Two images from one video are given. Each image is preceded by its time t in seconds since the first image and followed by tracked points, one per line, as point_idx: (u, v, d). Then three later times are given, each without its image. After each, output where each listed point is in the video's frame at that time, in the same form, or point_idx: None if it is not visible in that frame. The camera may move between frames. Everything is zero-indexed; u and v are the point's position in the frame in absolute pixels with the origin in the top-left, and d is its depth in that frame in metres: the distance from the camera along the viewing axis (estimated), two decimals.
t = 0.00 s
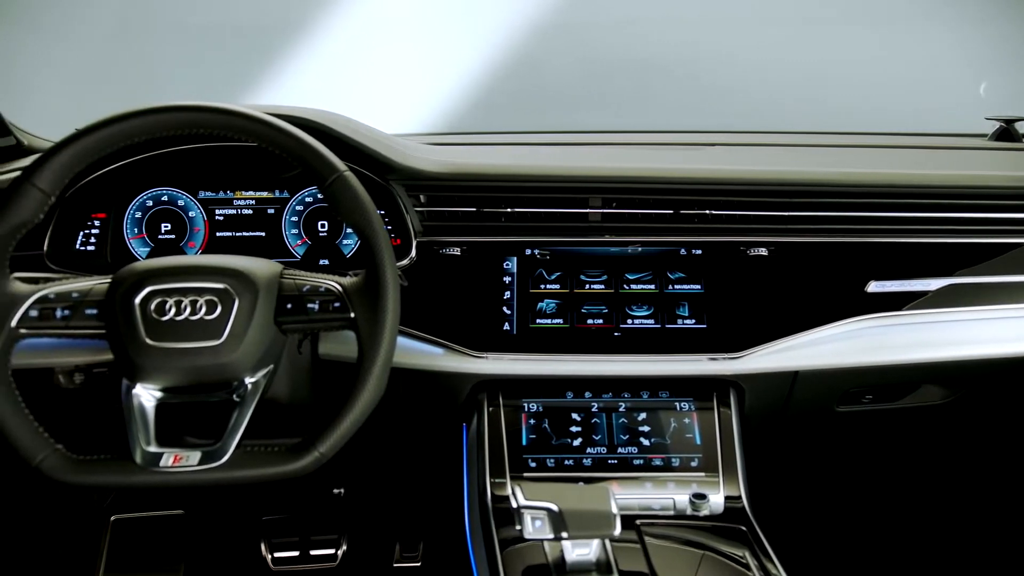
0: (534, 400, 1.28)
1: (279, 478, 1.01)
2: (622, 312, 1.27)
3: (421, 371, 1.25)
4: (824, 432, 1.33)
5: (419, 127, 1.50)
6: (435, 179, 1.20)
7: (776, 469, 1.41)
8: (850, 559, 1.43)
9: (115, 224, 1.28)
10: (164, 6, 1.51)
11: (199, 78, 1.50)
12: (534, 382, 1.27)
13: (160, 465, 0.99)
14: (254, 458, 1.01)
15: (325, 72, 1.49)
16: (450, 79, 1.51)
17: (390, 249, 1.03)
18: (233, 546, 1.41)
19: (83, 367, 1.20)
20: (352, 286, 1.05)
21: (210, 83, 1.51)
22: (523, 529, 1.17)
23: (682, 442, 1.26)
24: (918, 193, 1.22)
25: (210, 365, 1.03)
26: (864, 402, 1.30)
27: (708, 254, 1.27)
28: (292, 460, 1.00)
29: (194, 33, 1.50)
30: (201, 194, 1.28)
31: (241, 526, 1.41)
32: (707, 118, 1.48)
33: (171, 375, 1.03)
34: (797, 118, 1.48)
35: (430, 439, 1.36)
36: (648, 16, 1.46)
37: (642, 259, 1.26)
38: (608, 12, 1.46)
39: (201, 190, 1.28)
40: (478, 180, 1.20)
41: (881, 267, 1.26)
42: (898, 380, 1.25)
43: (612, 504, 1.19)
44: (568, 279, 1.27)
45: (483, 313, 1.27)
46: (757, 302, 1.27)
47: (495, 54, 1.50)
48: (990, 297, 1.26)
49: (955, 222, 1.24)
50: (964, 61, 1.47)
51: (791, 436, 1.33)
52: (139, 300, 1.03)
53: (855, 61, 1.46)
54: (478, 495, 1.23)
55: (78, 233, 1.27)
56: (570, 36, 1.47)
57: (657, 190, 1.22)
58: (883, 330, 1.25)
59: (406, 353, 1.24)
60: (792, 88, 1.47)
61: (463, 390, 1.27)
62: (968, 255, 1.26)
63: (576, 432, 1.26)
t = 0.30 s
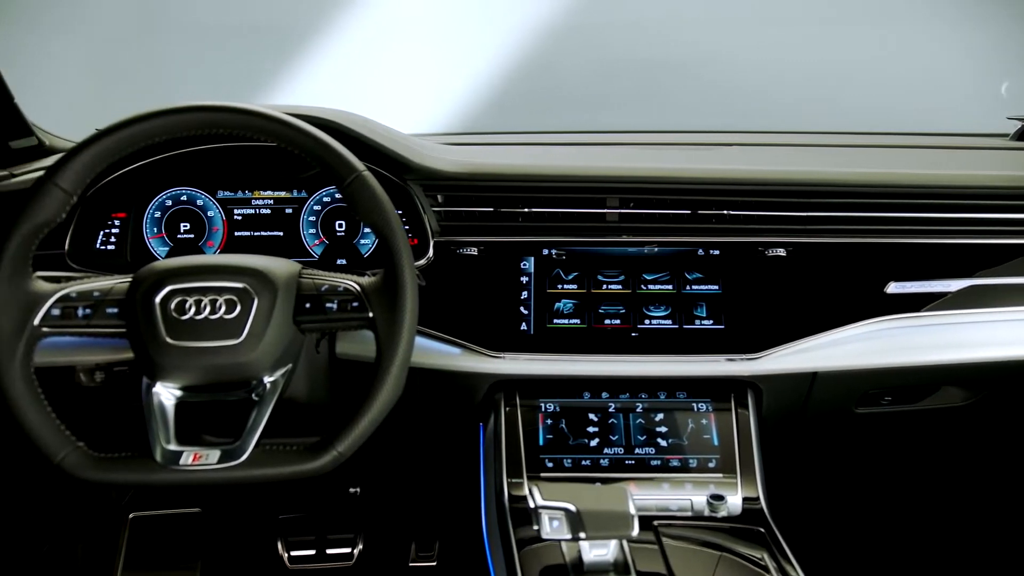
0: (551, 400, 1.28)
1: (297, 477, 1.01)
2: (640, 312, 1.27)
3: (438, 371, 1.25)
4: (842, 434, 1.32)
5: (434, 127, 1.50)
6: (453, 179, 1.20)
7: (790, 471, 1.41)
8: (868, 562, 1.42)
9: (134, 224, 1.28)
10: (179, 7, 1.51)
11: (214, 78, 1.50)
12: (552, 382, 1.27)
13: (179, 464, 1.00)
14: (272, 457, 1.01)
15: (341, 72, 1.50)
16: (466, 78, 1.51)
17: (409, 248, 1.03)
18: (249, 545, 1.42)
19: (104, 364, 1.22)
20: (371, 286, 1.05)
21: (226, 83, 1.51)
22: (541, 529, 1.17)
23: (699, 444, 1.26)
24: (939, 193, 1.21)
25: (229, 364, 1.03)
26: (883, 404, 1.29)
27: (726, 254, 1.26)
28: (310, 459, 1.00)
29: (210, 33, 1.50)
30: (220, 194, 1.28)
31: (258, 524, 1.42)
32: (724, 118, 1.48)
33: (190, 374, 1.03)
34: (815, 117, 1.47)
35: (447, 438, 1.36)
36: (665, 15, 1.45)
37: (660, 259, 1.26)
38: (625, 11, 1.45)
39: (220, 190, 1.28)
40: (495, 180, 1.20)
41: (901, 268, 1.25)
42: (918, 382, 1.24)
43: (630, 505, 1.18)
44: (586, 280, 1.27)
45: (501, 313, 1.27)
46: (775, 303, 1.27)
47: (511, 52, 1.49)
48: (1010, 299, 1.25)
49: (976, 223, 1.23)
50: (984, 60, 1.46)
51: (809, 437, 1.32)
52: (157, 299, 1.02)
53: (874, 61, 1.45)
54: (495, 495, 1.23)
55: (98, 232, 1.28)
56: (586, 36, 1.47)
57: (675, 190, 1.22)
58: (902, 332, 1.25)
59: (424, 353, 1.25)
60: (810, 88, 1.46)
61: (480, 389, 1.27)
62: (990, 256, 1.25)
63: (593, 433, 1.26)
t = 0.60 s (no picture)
0: (568, 400, 1.28)
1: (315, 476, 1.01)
2: (657, 313, 1.26)
3: (456, 371, 1.25)
4: (860, 436, 1.31)
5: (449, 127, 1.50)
6: (469, 179, 1.20)
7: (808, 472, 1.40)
8: (886, 564, 1.41)
9: (153, 224, 1.29)
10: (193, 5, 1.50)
11: (231, 78, 1.51)
12: (569, 382, 1.27)
13: (199, 463, 0.99)
14: (289, 456, 1.01)
15: (357, 72, 1.50)
16: (481, 76, 1.50)
17: (427, 248, 1.03)
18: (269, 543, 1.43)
19: (124, 363, 1.24)
20: (389, 286, 1.05)
21: (243, 83, 1.51)
22: (559, 529, 1.17)
23: (717, 444, 1.25)
24: (960, 194, 1.20)
25: (247, 362, 1.03)
26: (901, 405, 1.29)
27: (744, 255, 1.26)
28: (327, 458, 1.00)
29: (226, 33, 1.50)
30: (238, 194, 1.29)
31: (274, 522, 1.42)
32: (741, 117, 1.47)
33: (209, 373, 1.03)
34: (833, 117, 1.46)
35: (463, 438, 1.36)
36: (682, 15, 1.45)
37: (677, 259, 1.26)
38: (642, 11, 1.45)
39: (238, 189, 1.29)
40: (513, 180, 1.20)
41: (919, 269, 1.25)
42: (938, 383, 1.23)
43: (648, 505, 1.17)
44: (603, 280, 1.27)
45: (518, 313, 1.27)
46: (792, 304, 1.27)
47: (526, 52, 1.49)
48: None
49: (998, 224, 1.22)
50: (1004, 60, 1.45)
51: (827, 437, 1.31)
52: (177, 298, 1.03)
53: (892, 62, 1.45)
54: (512, 494, 1.23)
55: (118, 232, 1.29)
56: (603, 35, 1.46)
57: (693, 190, 1.21)
58: (922, 334, 1.24)
59: (441, 353, 1.25)
60: (828, 88, 1.45)
61: (497, 389, 1.27)
62: (1010, 257, 1.24)
63: (610, 433, 1.26)
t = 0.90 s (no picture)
0: (586, 400, 1.28)
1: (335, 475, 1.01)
2: (675, 313, 1.26)
3: (473, 371, 1.25)
4: (878, 438, 1.31)
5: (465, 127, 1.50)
6: (488, 179, 1.20)
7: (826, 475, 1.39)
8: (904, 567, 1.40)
9: (173, 224, 1.30)
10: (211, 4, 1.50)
11: (250, 77, 1.51)
12: (586, 382, 1.27)
13: (219, 461, 0.99)
14: (309, 455, 1.01)
15: (374, 72, 1.50)
16: (497, 76, 1.50)
17: (446, 248, 1.03)
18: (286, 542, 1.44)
19: (145, 362, 1.25)
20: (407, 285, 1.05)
21: (261, 83, 1.52)
22: (578, 530, 1.17)
23: (735, 446, 1.25)
24: (983, 195, 1.19)
25: (267, 361, 1.03)
26: (922, 407, 1.28)
27: (763, 255, 1.25)
28: (346, 458, 1.00)
29: (243, 32, 1.50)
30: (257, 194, 1.30)
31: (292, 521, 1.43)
32: (760, 117, 1.47)
33: (229, 372, 1.03)
34: (851, 118, 1.46)
35: (480, 438, 1.36)
36: (701, 14, 1.44)
37: (696, 260, 1.25)
38: (660, 10, 1.44)
39: (257, 189, 1.30)
40: (532, 180, 1.20)
41: (941, 270, 1.24)
42: (959, 386, 1.22)
43: (665, 505, 1.17)
44: (621, 280, 1.26)
45: (536, 314, 1.27)
46: (812, 305, 1.26)
47: (543, 51, 1.48)
48: None
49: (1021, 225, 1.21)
50: None
51: (846, 439, 1.31)
52: (197, 298, 1.02)
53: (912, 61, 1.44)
54: (530, 494, 1.23)
55: (138, 231, 1.30)
56: (621, 34, 1.45)
57: (712, 190, 1.21)
58: (941, 335, 1.23)
59: (459, 353, 1.25)
60: (847, 88, 1.45)
61: (514, 389, 1.27)
62: None
63: (627, 433, 1.26)
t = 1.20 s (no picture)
0: (604, 401, 1.27)
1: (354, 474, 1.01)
2: (693, 314, 1.26)
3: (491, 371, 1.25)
4: (898, 439, 1.30)
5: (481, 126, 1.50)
6: (506, 179, 1.21)
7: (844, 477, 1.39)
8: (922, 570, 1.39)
9: (193, 225, 1.31)
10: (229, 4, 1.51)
11: (267, 77, 1.52)
12: (604, 383, 1.27)
13: (239, 460, 1.00)
14: (328, 454, 1.01)
15: (390, 72, 1.51)
16: (513, 75, 1.49)
17: (465, 248, 1.03)
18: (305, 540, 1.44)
19: (165, 361, 1.26)
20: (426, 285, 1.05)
21: (278, 82, 1.52)
22: (596, 530, 1.17)
23: (754, 447, 1.24)
24: (1006, 196, 1.18)
25: (287, 361, 1.03)
26: (943, 409, 1.27)
27: (782, 255, 1.25)
28: (366, 456, 1.00)
29: (261, 32, 1.51)
30: (276, 194, 1.30)
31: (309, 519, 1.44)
32: (778, 117, 1.46)
33: (248, 371, 1.03)
34: (870, 119, 1.45)
35: (497, 438, 1.36)
36: (719, 13, 1.43)
37: (715, 260, 1.25)
38: (678, 9, 1.44)
39: (276, 188, 1.30)
40: (551, 180, 1.20)
41: (962, 271, 1.23)
42: (981, 388, 1.21)
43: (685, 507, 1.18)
44: (639, 280, 1.26)
45: (554, 314, 1.27)
46: (831, 306, 1.26)
47: (559, 52, 1.48)
48: None
49: None
50: None
51: (865, 440, 1.30)
52: (217, 297, 1.03)
53: (933, 61, 1.43)
54: (548, 495, 1.23)
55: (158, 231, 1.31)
56: (638, 33, 1.45)
57: (731, 191, 1.21)
58: (961, 338, 1.23)
59: (476, 352, 1.25)
60: (867, 88, 1.44)
61: (532, 390, 1.27)
62: None
63: (646, 434, 1.25)
